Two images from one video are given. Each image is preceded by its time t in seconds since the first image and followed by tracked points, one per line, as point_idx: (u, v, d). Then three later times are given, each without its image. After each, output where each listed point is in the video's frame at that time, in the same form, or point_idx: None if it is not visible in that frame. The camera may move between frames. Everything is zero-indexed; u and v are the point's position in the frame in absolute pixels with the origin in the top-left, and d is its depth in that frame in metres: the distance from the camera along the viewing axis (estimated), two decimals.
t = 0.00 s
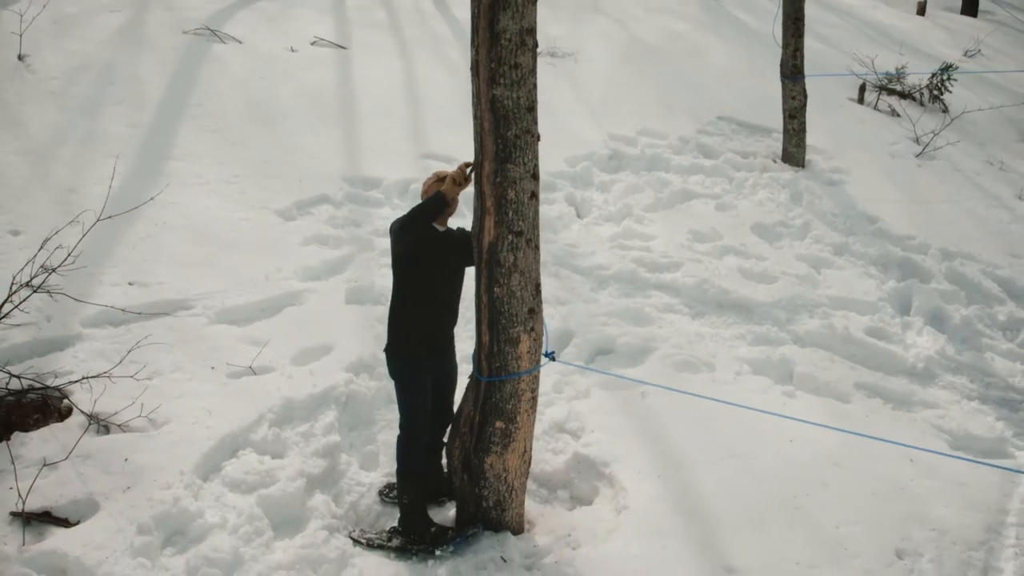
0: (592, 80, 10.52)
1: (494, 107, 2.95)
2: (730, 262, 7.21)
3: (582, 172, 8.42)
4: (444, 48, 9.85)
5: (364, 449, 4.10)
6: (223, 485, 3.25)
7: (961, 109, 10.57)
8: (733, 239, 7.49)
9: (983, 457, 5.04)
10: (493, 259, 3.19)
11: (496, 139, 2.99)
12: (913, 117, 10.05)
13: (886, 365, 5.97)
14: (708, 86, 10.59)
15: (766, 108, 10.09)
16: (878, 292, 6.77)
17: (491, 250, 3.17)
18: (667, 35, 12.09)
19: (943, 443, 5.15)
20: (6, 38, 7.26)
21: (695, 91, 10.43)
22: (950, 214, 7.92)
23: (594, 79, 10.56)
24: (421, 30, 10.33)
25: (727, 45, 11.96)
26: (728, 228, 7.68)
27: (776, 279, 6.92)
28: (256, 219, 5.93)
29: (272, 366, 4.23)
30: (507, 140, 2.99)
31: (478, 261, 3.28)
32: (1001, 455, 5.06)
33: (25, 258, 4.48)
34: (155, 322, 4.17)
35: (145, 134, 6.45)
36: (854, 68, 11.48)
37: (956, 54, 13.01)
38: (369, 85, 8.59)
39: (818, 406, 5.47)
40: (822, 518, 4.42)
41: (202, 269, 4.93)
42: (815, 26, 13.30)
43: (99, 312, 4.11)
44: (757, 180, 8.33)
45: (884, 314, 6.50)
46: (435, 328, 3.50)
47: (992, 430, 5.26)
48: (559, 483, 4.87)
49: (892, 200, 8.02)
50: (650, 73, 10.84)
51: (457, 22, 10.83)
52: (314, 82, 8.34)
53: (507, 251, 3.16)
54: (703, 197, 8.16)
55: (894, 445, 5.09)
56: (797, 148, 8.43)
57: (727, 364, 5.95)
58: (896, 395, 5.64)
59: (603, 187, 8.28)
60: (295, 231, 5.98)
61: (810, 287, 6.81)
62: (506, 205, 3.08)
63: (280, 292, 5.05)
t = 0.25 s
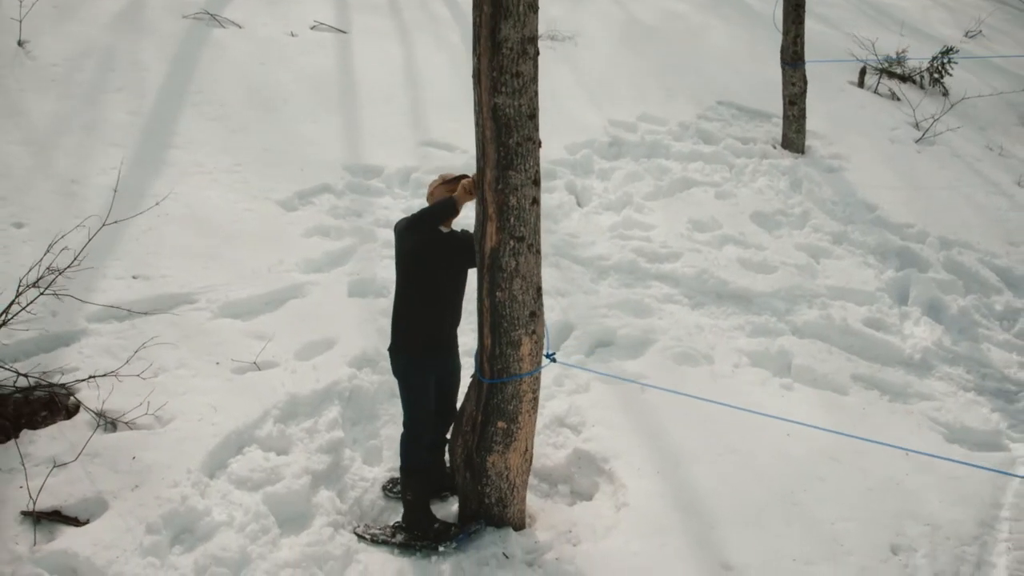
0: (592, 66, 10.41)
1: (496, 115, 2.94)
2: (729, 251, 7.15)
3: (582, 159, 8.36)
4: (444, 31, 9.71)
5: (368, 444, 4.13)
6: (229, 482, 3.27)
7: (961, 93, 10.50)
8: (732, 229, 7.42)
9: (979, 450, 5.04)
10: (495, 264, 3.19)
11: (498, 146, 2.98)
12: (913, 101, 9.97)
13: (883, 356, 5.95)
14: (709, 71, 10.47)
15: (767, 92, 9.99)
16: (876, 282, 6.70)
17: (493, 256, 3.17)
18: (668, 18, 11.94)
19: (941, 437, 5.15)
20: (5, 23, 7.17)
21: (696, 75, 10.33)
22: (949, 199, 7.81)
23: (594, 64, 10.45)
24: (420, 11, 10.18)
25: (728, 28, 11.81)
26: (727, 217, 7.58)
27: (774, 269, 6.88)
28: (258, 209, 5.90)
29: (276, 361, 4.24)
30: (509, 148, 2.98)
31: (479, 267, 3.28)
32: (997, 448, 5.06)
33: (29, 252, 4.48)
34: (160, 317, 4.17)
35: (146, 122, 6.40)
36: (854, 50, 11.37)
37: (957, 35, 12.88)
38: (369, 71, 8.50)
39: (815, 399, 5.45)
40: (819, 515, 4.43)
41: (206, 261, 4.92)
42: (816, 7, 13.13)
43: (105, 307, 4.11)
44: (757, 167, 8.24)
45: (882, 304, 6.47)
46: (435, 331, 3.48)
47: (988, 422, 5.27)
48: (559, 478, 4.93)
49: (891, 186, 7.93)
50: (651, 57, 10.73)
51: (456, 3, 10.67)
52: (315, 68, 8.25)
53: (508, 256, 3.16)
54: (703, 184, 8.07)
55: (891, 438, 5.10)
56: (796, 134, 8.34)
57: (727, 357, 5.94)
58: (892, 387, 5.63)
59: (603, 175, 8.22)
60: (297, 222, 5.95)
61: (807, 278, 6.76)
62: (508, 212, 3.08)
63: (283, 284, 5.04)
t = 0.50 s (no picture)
0: (592, 50, 10.29)
1: (498, 124, 2.93)
2: (729, 241, 7.07)
3: (582, 146, 8.30)
4: (444, 13, 9.57)
5: (372, 439, 4.16)
6: (237, 479, 3.30)
7: (962, 75, 10.44)
8: (732, 217, 7.37)
9: (972, 442, 5.07)
10: (497, 270, 3.20)
11: (500, 155, 2.98)
12: (913, 84, 9.91)
13: (880, 347, 5.95)
14: (709, 55, 10.36)
15: (768, 76, 9.90)
16: (873, 271, 6.67)
17: (495, 262, 3.18)
18: None
19: (935, 429, 5.17)
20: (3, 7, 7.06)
21: (696, 59, 10.21)
22: (947, 186, 7.79)
23: (595, 49, 10.33)
24: None
25: (729, 10, 11.67)
26: (727, 206, 7.51)
27: (773, 258, 6.83)
28: (259, 199, 5.86)
29: (281, 356, 4.24)
30: (511, 156, 2.98)
31: (482, 273, 3.29)
32: (991, 440, 5.10)
33: (34, 245, 4.47)
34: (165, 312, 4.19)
35: (147, 109, 6.35)
36: (855, 31, 11.26)
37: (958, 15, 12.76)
38: (370, 56, 8.42)
39: (813, 393, 5.44)
40: (815, 510, 4.45)
41: (209, 254, 4.91)
42: None
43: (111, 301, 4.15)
44: (756, 153, 8.18)
45: (879, 294, 6.44)
46: (439, 335, 3.51)
47: (983, 414, 5.30)
48: (560, 472, 4.95)
49: (891, 173, 7.87)
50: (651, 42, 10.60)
51: None
52: (315, 53, 8.15)
53: (510, 262, 3.18)
54: (703, 171, 7.99)
55: (887, 431, 5.11)
56: (796, 120, 8.25)
57: (725, 349, 5.93)
58: (888, 377, 5.65)
59: (603, 162, 8.15)
60: (300, 212, 5.93)
61: (805, 267, 6.71)
62: (510, 218, 3.08)
63: (287, 277, 5.01)
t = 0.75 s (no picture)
0: (593, 36, 10.21)
1: (501, 136, 2.93)
2: (728, 232, 7.08)
3: (583, 136, 8.27)
4: None
5: (377, 435, 4.17)
6: (245, 478, 3.34)
7: (962, 60, 10.43)
8: (732, 209, 7.35)
9: (967, 436, 5.11)
10: (500, 278, 3.21)
11: (502, 167, 2.98)
12: (913, 69, 9.90)
13: (876, 340, 5.92)
14: (710, 41, 10.27)
15: (769, 63, 9.85)
16: (870, 263, 6.64)
17: (498, 270, 3.19)
18: None
19: (930, 424, 5.18)
20: None
21: (697, 45, 10.15)
22: (946, 174, 7.79)
23: (595, 35, 10.25)
24: None
25: None
26: (727, 196, 7.52)
27: (771, 250, 6.81)
28: (262, 190, 5.81)
29: (286, 353, 4.26)
30: (513, 167, 2.98)
31: (486, 282, 3.30)
32: (983, 434, 5.12)
33: (40, 240, 4.48)
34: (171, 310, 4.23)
35: (149, 99, 6.32)
36: (855, 14, 11.22)
37: None
38: (371, 42, 8.34)
39: (812, 388, 5.47)
40: (811, 509, 4.48)
41: (214, 249, 4.92)
42: None
43: (118, 298, 4.20)
44: (756, 141, 8.16)
45: (877, 286, 6.40)
46: (442, 340, 3.51)
47: (977, 409, 5.30)
48: (562, 468, 4.92)
49: (890, 163, 7.85)
50: (652, 27, 10.52)
51: None
52: (316, 40, 8.07)
53: (513, 270, 3.18)
54: (703, 162, 7.97)
55: (883, 427, 5.12)
56: (796, 107, 8.26)
57: (724, 343, 5.94)
58: (885, 371, 5.63)
59: (604, 151, 8.12)
60: (304, 204, 5.88)
61: (804, 258, 6.69)
62: (513, 228, 3.09)
63: (291, 272, 5.00)
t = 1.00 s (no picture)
0: (594, 24, 10.17)
1: (504, 147, 2.95)
2: (727, 223, 7.04)
3: (584, 125, 8.25)
4: None
5: (381, 430, 4.18)
6: (253, 474, 3.38)
7: (962, 46, 10.43)
8: (731, 200, 7.30)
9: (961, 430, 5.05)
10: (503, 284, 3.23)
11: (505, 176, 3.00)
12: (913, 55, 9.91)
13: (873, 332, 5.88)
14: (712, 29, 10.21)
15: (770, 51, 9.83)
16: (869, 255, 6.64)
17: (501, 276, 3.21)
18: None
19: (924, 418, 5.12)
20: None
21: (698, 32, 10.10)
22: (945, 164, 7.79)
23: (596, 22, 10.21)
24: None
25: None
26: (727, 185, 7.47)
27: (770, 243, 6.77)
28: (266, 184, 5.78)
29: (292, 349, 4.28)
30: (516, 176, 3.00)
31: (489, 290, 3.32)
32: (978, 427, 5.07)
33: (47, 236, 4.51)
34: (179, 305, 4.27)
35: (152, 88, 6.31)
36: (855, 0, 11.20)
37: None
38: (373, 30, 8.28)
39: (809, 383, 5.39)
40: (806, 503, 4.41)
41: (219, 243, 4.93)
42: None
43: (126, 293, 4.24)
44: (756, 129, 8.13)
45: (874, 277, 6.40)
46: (445, 343, 3.51)
47: (973, 403, 5.24)
48: (563, 463, 4.92)
49: (889, 154, 7.83)
50: (654, 15, 10.47)
51: None
52: (318, 28, 8.00)
53: (516, 276, 3.20)
54: (704, 152, 7.90)
55: (879, 420, 5.06)
56: (796, 95, 8.26)
57: (722, 336, 5.85)
58: (881, 363, 5.58)
59: (605, 141, 8.08)
60: (307, 196, 5.85)
61: (802, 252, 6.66)
62: (516, 236, 3.11)
63: (295, 266, 5.00)
